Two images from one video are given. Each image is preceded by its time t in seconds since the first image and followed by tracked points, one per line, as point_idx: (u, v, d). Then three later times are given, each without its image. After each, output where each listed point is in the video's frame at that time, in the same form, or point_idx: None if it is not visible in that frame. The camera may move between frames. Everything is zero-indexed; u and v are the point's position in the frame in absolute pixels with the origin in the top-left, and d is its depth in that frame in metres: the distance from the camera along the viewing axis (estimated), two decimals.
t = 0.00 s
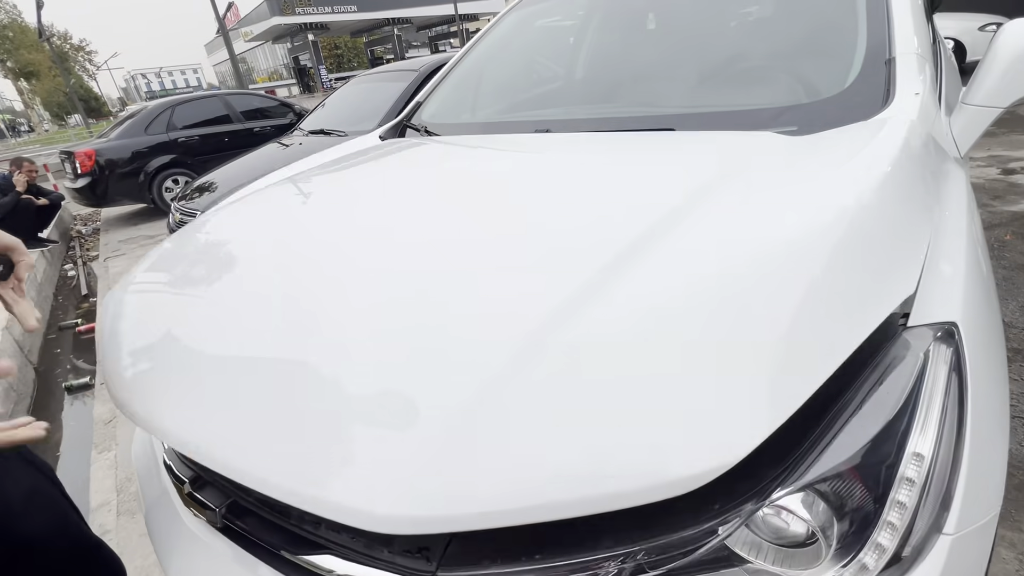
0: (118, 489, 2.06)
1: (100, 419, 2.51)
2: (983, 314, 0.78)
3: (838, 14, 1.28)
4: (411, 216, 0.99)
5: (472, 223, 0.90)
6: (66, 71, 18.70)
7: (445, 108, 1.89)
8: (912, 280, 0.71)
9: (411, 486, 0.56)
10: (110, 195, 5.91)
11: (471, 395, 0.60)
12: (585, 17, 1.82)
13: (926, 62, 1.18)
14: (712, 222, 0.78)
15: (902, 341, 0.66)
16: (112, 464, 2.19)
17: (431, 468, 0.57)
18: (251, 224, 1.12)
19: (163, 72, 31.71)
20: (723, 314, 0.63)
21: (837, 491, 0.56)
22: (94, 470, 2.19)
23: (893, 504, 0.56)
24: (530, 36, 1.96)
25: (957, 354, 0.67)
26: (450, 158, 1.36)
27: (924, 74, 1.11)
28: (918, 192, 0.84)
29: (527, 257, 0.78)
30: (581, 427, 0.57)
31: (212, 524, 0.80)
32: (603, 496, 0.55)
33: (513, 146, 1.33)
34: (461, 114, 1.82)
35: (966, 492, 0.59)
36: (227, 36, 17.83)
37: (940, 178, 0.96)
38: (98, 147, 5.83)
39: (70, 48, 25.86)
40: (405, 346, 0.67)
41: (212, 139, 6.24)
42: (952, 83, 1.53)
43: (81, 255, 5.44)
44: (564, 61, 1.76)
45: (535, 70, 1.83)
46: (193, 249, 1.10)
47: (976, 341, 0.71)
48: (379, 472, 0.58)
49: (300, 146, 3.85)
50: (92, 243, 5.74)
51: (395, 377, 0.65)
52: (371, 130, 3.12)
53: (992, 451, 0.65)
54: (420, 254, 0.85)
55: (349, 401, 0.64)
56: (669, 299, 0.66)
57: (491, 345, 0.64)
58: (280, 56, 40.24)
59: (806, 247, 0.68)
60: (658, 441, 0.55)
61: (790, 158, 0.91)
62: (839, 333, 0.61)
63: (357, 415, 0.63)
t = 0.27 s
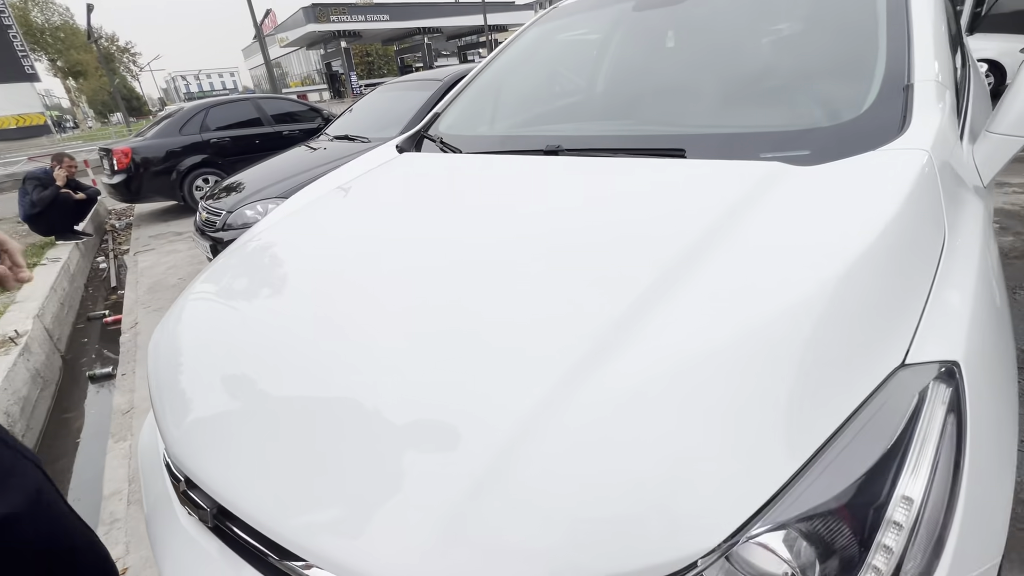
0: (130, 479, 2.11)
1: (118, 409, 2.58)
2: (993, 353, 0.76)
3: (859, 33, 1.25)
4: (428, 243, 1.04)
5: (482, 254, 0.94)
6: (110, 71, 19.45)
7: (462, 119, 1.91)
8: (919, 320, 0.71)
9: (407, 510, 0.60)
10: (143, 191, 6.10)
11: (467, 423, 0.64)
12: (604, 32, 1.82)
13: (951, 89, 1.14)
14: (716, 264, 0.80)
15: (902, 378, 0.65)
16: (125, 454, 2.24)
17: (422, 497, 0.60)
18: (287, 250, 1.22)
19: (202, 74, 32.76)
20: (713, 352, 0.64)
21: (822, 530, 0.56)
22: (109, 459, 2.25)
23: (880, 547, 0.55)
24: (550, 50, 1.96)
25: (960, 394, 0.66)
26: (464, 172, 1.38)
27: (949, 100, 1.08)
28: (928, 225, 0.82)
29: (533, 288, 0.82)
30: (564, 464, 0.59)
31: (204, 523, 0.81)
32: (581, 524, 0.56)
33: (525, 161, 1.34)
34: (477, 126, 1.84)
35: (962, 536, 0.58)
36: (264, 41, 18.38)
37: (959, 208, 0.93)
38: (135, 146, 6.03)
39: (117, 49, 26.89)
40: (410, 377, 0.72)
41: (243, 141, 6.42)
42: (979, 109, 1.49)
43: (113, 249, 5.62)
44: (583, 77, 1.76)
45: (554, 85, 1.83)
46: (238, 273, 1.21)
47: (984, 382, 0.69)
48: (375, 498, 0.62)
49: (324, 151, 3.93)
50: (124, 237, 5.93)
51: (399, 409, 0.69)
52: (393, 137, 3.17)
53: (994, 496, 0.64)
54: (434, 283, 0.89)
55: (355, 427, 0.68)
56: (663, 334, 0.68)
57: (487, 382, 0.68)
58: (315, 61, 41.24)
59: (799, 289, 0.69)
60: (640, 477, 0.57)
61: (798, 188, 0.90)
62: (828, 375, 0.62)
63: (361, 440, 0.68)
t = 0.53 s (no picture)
0: (155, 463, 2.25)
1: (148, 398, 2.74)
2: (933, 374, 0.83)
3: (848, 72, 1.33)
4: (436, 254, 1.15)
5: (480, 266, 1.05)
6: (156, 78, 20.34)
7: (479, 140, 2.04)
8: (854, 339, 0.78)
9: (394, 483, 0.70)
10: (181, 195, 6.40)
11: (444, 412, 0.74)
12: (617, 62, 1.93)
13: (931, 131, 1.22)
14: (681, 280, 0.88)
15: (830, 388, 0.72)
16: (152, 440, 2.39)
17: (403, 471, 0.70)
18: (312, 257, 1.34)
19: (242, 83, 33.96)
20: (658, 360, 0.73)
21: (740, 515, 0.63)
22: (137, 444, 2.40)
23: (794, 534, 0.62)
24: (566, 77, 2.09)
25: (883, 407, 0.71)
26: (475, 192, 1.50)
27: (926, 141, 1.16)
28: (882, 254, 0.89)
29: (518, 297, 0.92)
30: (524, 448, 0.68)
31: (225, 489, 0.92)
32: (539, 498, 0.65)
33: (531, 183, 1.45)
34: (493, 147, 1.96)
35: (873, 530, 0.65)
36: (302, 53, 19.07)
37: (919, 239, 1.00)
38: (176, 151, 6.34)
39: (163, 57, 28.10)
40: (402, 371, 0.83)
41: (277, 150, 6.71)
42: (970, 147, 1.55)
43: (150, 248, 5.90)
44: (597, 104, 1.87)
45: (569, 111, 1.95)
46: (266, 276, 1.35)
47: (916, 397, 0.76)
48: (367, 472, 0.72)
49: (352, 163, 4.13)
50: (161, 237, 6.23)
51: (391, 398, 0.79)
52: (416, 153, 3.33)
53: (913, 498, 0.71)
54: (435, 290, 1.00)
55: (358, 411, 0.80)
56: (619, 342, 0.77)
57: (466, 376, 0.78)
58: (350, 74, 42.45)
59: (744, 308, 0.77)
60: (587, 462, 0.66)
61: (766, 215, 0.98)
62: (760, 384, 0.70)
63: (354, 422, 0.78)
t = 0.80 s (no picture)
0: (180, 438, 2.44)
1: (177, 381, 2.95)
2: (848, 358, 0.96)
3: (817, 100, 1.48)
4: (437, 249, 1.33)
5: (472, 258, 1.22)
6: (197, 88, 21.27)
7: (492, 154, 2.23)
8: (771, 320, 0.92)
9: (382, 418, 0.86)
10: (216, 198, 6.74)
11: (425, 365, 0.90)
12: (619, 87, 2.11)
13: (884, 155, 1.36)
14: (634, 271, 1.03)
15: (738, 357, 0.85)
16: (179, 419, 2.59)
17: (388, 408, 0.86)
18: (331, 251, 1.53)
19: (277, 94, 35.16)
20: (600, 329, 0.88)
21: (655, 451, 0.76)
22: (165, 421, 2.60)
23: (697, 467, 0.76)
24: (573, 99, 2.27)
25: (786, 373, 0.84)
26: (478, 198, 1.67)
27: (876, 163, 1.29)
28: (813, 256, 1.04)
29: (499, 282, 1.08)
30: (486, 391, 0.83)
31: (247, 431, 1.08)
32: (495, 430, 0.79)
33: (528, 191, 1.62)
34: (503, 160, 2.15)
35: (767, 470, 0.78)
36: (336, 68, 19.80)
37: (853, 246, 1.14)
38: (213, 157, 6.69)
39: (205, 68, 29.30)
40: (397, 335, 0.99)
41: (307, 159, 7.04)
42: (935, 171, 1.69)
43: (184, 247, 6.22)
44: (599, 124, 2.05)
45: (574, 129, 2.13)
46: (290, 267, 1.54)
47: (824, 373, 0.90)
48: (361, 409, 0.88)
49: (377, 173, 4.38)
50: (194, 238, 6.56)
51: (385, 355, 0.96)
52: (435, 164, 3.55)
53: (811, 451, 0.84)
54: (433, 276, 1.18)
55: (357, 364, 0.96)
56: (570, 316, 0.92)
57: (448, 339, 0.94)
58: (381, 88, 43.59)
59: (679, 293, 0.92)
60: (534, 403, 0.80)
61: (717, 222, 1.13)
62: (684, 350, 0.84)
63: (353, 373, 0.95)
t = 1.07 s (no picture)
0: (206, 420, 2.65)
1: (203, 370, 3.17)
2: (789, 346, 1.11)
3: (789, 126, 1.64)
4: (443, 248, 1.51)
5: (472, 255, 1.40)
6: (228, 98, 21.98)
7: (500, 166, 2.43)
8: (718, 309, 1.07)
9: (386, 376, 1.03)
10: (243, 204, 7.06)
11: (424, 339, 1.07)
12: (620, 109, 2.31)
13: (844, 176, 1.52)
14: (604, 266, 1.19)
15: (684, 336, 1.01)
16: (205, 404, 2.80)
17: (394, 369, 1.03)
18: (352, 249, 1.73)
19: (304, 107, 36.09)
20: (569, 312, 1.04)
21: (607, 409, 0.93)
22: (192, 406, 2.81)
23: (641, 423, 0.92)
24: (577, 119, 2.46)
25: (725, 352, 1.00)
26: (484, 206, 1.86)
27: (835, 182, 1.45)
28: (763, 257, 1.19)
29: (492, 274, 1.26)
30: (472, 356, 1.00)
31: (274, 394, 1.27)
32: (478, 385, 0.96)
33: (529, 200, 1.81)
34: (512, 172, 2.34)
35: (702, 429, 0.94)
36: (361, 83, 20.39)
37: (805, 253, 1.29)
38: (243, 165, 7.03)
39: (237, 80, 30.32)
40: (404, 314, 1.17)
41: (331, 169, 7.35)
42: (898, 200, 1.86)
43: (212, 250, 6.52)
44: (599, 143, 2.23)
45: (577, 147, 2.32)
46: (315, 263, 1.74)
47: (764, 355, 1.05)
48: (371, 370, 1.06)
49: (395, 183, 4.62)
50: (221, 241, 6.86)
51: (393, 328, 1.14)
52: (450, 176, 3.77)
53: (745, 419, 0.99)
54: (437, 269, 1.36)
55: (370, 336, 1.14)
56: (547, 301, 1.09)
57: (447, 317, 1.12)
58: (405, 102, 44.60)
59: (641, 283, 1.08)
60: (512, 365, 0.97)
61: (686, 228, 1.29)
62: (641, 328, 1.00)
63: (364, 344, 1.13)
